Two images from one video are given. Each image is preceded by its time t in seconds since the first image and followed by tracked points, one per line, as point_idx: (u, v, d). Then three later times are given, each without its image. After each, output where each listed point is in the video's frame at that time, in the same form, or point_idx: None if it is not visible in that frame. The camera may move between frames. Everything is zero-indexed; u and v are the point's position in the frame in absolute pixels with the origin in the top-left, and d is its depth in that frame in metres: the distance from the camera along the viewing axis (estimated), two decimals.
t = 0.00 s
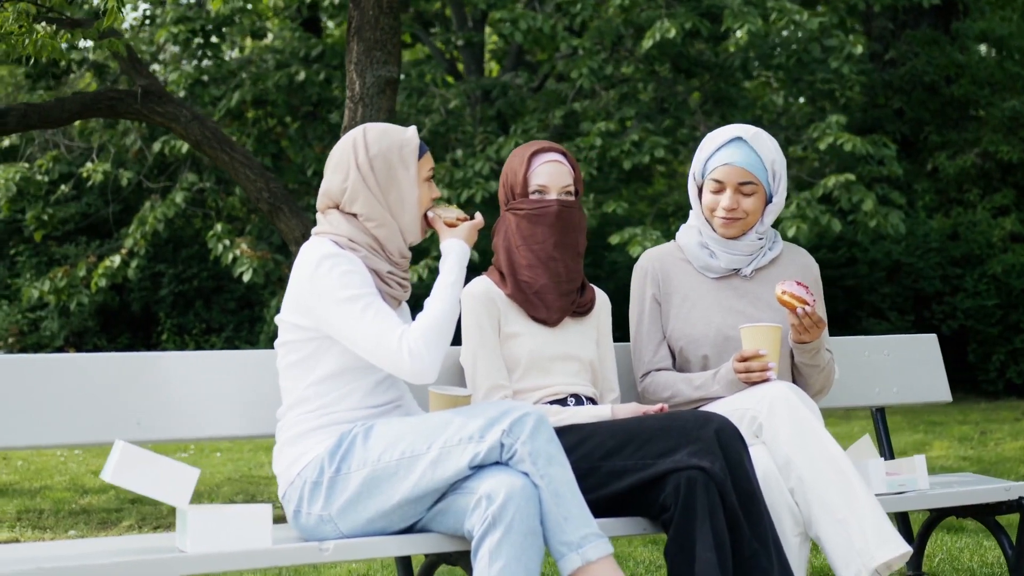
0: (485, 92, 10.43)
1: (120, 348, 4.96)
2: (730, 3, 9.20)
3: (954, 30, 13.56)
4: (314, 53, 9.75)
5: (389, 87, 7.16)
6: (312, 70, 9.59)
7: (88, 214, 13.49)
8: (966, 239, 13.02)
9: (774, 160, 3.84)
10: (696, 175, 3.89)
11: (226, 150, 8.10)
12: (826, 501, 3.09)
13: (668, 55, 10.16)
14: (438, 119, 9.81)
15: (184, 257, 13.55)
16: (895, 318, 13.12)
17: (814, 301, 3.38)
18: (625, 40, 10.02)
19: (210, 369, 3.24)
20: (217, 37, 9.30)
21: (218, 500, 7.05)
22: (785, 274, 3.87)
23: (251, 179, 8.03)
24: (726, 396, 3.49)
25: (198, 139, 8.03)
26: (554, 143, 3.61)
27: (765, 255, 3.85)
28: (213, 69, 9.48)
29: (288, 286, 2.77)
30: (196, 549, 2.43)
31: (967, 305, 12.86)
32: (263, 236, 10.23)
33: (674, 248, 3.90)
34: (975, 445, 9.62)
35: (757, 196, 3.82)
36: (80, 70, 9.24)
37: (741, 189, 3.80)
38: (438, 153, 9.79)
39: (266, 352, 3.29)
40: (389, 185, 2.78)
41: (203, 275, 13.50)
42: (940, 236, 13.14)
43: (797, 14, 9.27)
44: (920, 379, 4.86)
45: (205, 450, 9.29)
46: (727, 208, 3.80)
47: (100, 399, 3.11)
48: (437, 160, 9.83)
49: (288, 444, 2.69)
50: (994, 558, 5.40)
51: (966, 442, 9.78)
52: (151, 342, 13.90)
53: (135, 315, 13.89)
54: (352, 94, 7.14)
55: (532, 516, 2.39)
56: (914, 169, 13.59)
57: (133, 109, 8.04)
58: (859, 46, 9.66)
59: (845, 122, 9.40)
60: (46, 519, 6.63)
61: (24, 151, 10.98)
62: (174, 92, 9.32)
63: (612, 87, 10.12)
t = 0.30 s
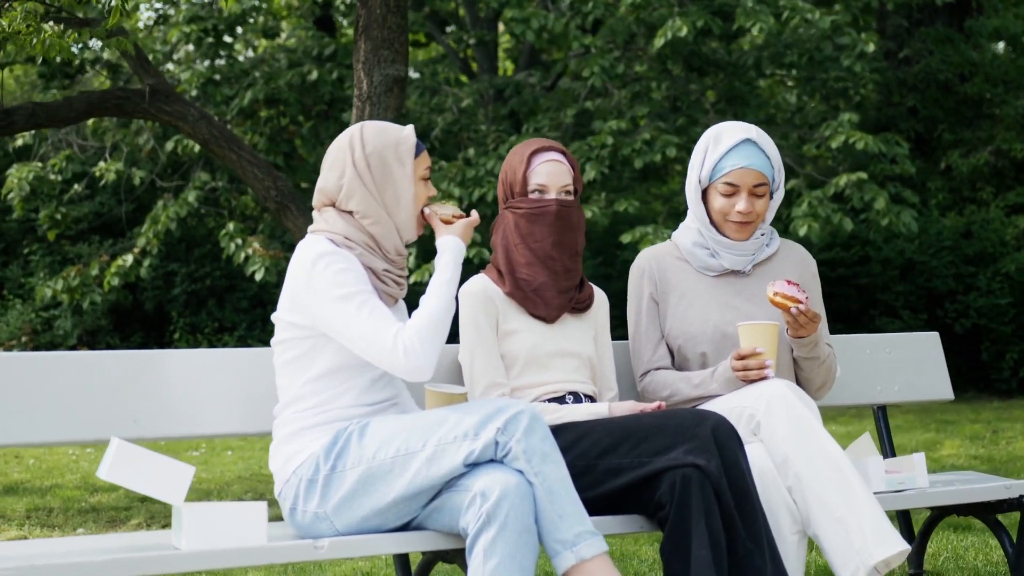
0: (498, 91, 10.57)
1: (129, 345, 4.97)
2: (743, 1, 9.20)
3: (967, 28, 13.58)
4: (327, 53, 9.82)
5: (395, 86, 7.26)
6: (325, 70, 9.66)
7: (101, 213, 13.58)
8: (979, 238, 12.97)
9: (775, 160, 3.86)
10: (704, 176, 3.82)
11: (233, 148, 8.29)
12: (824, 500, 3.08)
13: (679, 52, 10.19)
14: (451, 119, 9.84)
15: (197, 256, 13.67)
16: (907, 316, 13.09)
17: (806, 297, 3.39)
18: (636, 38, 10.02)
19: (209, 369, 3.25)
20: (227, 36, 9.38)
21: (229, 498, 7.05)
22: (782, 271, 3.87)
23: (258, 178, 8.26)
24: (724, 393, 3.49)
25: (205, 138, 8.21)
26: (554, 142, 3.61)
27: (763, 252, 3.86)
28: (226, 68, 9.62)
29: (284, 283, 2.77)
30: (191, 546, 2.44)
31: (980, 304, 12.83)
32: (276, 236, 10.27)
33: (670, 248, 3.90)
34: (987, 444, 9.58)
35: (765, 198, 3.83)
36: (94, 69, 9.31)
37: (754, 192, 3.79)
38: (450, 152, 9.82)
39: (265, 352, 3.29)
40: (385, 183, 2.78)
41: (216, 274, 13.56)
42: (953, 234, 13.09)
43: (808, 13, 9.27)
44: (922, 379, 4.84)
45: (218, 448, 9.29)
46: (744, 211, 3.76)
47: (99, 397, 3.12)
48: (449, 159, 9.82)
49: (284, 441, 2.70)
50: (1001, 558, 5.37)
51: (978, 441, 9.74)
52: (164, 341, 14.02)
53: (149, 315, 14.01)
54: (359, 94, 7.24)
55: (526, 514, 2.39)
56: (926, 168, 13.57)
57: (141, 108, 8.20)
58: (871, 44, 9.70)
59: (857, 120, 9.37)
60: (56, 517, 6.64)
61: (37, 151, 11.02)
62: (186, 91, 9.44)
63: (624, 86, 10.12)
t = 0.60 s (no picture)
0: (508, 90, 10.49)
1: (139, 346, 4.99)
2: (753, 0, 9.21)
3: (979, 26, 13.58)
4: (337, 51, 9.87)
5: (401, 84, 7.32)
6: (336, 68, 9.72)
7: (112, 213, 13.83)
8: (991, 237, 12.93)
9: (775, 158, 3.86)
10: (705, 174, 3.80)
11: (239, 147, 8.42)
12: (820, 498, 3.07)
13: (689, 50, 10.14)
14: (462, 118, 9.88)
15: (208, 255, 13.86)
16: (918, 315, 13.09)
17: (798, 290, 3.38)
18: (647, 37, 10.02)
19: (208, 368, 3.25)
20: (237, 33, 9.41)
21: (238, 497, 7.06)
22: (779, 270, 3.87)
23: (264, 177, 8.33)
24: (721, 392, 3.49)
25: (211, 137, 8.32)
26: (552, 141, 3.62)
27: (761, 250, 3.85)
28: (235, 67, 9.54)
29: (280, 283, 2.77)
30: (185, 543, 2.44)
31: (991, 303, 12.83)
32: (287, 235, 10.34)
33: (666, 247, 3.91)
34: (997, 443, 9.55)
35: (765, 196, 3.83)
36: (104, 68, 9.38)
37: (756, 190, 3.79)
38: (462, 151, 9.91)
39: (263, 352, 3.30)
40: (381, 181, 2.78)
41: (226, 272, 13.79)
42: (965, 233, 13.07)
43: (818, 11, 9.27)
44: (922, 378, 4.84)
45: (227, 447, 9.29)
46: (746, 209, 3.75)
47: (98, 395, 3.12)
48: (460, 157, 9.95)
49: (279, 440, 2.70)
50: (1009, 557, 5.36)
51: (987, 439, 9.73)
52: (174, 339, 14.30)
53: (160, 313, 14.28)
54: (366, 92, 7.30)
55: (520, 512, 2.39)
56: (938, 166, 13.56)
57: (147, 107, 8.26)
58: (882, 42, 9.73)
59: (867, 118, 9.36)
60: (63, 515, 6.64)
61: (48, 149, 11.08)
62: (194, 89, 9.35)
63: (634, 84, 10.11)
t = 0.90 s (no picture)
0: (520, 87, 10.48)
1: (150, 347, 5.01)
2: None
3: (993, 24, 13.60)
4: (350, 50, 9.94)
5: (408, 82, 7.56)
6: (348, 66, 9.81)
7: (124, 210, 13.92)
8: (1005, 236, 12.89)
9: (776, 156, 3.85)
10: (705, 172, 3.79)
11: (247, 144, 8.46)
12: (816, 496, 3.08)
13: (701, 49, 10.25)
14: (474, 116, 9.96)
15: (220, 253, 13.98)
16: (930, 314, 13.12)
17: (789, 284, 3.37)
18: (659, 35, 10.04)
19: (207, 368, 3.25)
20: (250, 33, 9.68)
21: (248, 494, 7.07)
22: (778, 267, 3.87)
23: (272, 175, 8.38)
24: (719, 390, 3.49)
25: (219, 135, 8.38)
26: (550, 139, 3.61)
27: (760, 248, 3.85)
28: (247, 66, 9.72)
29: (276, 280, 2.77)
30: (180, 541, 2.44)
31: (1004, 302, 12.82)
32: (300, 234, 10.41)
33: (665, 245, 3.91)
34: (1008, 442, 9.51)
35: (765, 193, 3.82)
36: (117, 67, 9.46)
37: (756, 188, 3.79)
38: (473, 149, 9.89)
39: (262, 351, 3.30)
40: (377, 179, 2.78)
41: (238, 271, 13.93)
42: (978, 231, 13.05)
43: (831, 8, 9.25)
44: (924, 377, 4.83)
45: (238, 446, 9.29)
46: (745, 207, 3.75)
47: (97, 392, 3.13)
48: (471, 156, 9.95)
49: (276, 437, 2.70)
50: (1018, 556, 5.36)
51: (998, 439, 9.69)
52: (186, 337, 14.40)
53: (172, 311, 14.40)
54: (374, 91, 7.59)
55: (515, 510, 2.40)
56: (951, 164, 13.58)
57: (154, 105, 8.32)
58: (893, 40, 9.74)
59: (878, 115, 9.34)
60: (72, 513, 6.64)
61: (60, 148, 11.13)
62: (208, 87, 9.61)
63: (646, 83, 10.13)
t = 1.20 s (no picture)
0: (537, 86, 10.72)
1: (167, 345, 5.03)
2: None
3: (1010, 23, 13.56)
4: (365, 49, 10.00)
5: (419, 81, 7.78)
6: (364, 66, 9.90)
7: (140, 210, 14.04)
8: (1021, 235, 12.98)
9: (778, 153, 3.84)
10: (707, 170, 3.79)
11: (258, 143, 8.54)
12: (817, 495, 3.07)
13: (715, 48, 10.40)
14: (489, 115, 10.05)
15: (236, 253, 14.09)
16: (947, 313, 13.21)
17: (788, 278, 3.37)
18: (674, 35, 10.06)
19: (206, 365, 3.25)
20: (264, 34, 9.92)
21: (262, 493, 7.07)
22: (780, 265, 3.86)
23: (282, 174, 8.49)
24: (720, 389, 3.49)
25: (229, 134, 8.45)
26: (549, 136, 3.61)
27: (762, 246, 3.85)
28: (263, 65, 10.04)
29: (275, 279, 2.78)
30: (179, 539, 2.45)
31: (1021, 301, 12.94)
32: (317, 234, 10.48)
33: (667, 244, 3.91)
34: None
35: (767, 191, 3.81)
36: (134, 66, 9.55)
37: (758, 186, 3.78)
38: (488, 148, 10.12)
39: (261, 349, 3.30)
40: (375, 178, 2.78)
41: (254, 270, 14.06)
42: (994, 230, 13.06)
43: (845, 7, 9.22)
44: (928, 376, 4.82)
45: (252, 445, 9.29)
46: (747, 204, 3.75)
47: (97, 391, 3.13)
48: (488, 154, 10.24)
49: (275, 436, 2.71)
50: None
51: (1014, 438, 9.66)
52: (202, 336, 14.46)
53: (188, 310, 14.48)
54: (384, 89, 7.77)
55: (512, 508, 2.40)
56: (968, 162, 13.52)
57: (165, 104, 8.36)
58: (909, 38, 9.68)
59: (893, 113, 9.32)
60: (83, 512, 6.66)
61: (76, 147, 11.21)
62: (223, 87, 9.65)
63: (660, 81, 10.16)
